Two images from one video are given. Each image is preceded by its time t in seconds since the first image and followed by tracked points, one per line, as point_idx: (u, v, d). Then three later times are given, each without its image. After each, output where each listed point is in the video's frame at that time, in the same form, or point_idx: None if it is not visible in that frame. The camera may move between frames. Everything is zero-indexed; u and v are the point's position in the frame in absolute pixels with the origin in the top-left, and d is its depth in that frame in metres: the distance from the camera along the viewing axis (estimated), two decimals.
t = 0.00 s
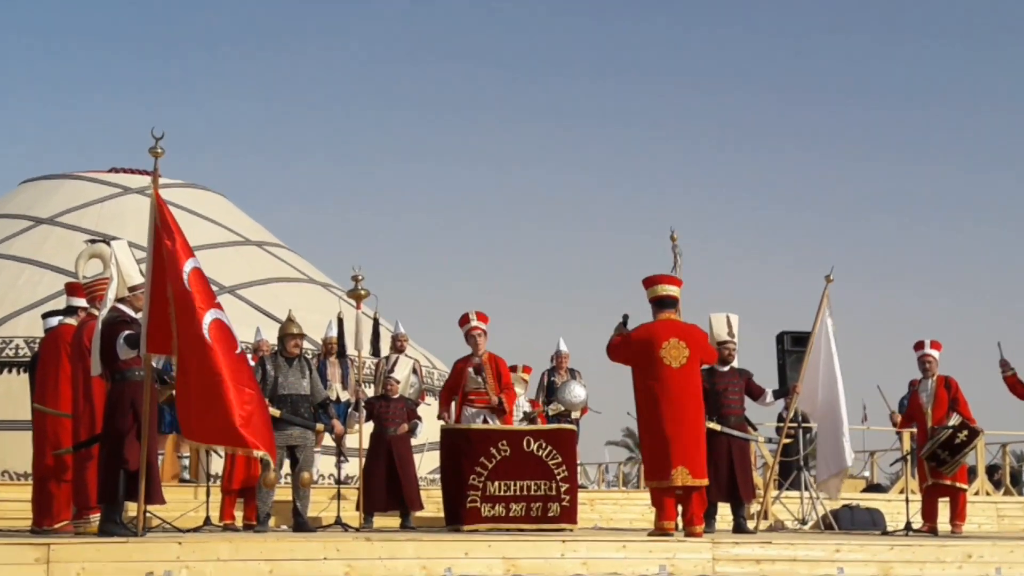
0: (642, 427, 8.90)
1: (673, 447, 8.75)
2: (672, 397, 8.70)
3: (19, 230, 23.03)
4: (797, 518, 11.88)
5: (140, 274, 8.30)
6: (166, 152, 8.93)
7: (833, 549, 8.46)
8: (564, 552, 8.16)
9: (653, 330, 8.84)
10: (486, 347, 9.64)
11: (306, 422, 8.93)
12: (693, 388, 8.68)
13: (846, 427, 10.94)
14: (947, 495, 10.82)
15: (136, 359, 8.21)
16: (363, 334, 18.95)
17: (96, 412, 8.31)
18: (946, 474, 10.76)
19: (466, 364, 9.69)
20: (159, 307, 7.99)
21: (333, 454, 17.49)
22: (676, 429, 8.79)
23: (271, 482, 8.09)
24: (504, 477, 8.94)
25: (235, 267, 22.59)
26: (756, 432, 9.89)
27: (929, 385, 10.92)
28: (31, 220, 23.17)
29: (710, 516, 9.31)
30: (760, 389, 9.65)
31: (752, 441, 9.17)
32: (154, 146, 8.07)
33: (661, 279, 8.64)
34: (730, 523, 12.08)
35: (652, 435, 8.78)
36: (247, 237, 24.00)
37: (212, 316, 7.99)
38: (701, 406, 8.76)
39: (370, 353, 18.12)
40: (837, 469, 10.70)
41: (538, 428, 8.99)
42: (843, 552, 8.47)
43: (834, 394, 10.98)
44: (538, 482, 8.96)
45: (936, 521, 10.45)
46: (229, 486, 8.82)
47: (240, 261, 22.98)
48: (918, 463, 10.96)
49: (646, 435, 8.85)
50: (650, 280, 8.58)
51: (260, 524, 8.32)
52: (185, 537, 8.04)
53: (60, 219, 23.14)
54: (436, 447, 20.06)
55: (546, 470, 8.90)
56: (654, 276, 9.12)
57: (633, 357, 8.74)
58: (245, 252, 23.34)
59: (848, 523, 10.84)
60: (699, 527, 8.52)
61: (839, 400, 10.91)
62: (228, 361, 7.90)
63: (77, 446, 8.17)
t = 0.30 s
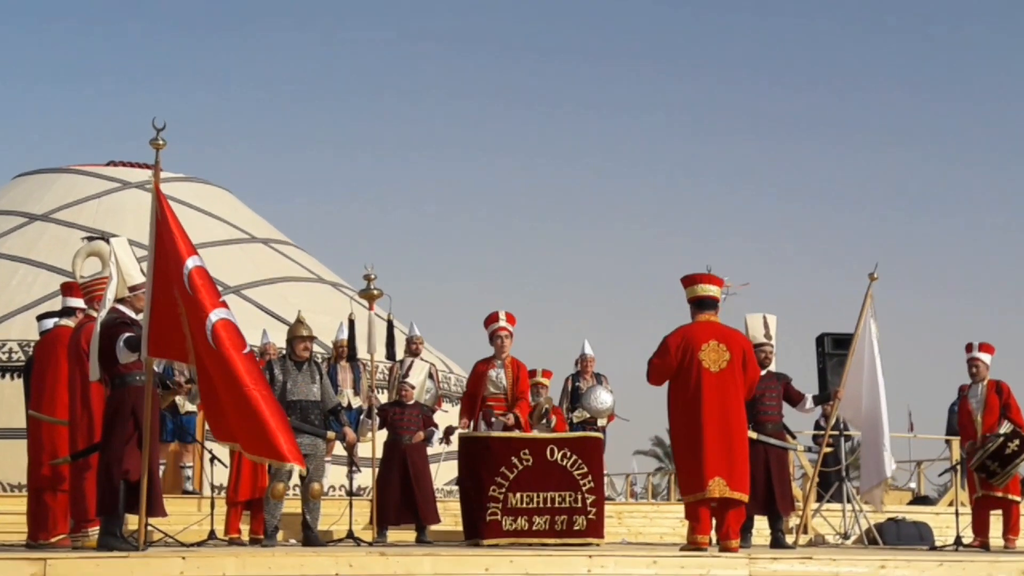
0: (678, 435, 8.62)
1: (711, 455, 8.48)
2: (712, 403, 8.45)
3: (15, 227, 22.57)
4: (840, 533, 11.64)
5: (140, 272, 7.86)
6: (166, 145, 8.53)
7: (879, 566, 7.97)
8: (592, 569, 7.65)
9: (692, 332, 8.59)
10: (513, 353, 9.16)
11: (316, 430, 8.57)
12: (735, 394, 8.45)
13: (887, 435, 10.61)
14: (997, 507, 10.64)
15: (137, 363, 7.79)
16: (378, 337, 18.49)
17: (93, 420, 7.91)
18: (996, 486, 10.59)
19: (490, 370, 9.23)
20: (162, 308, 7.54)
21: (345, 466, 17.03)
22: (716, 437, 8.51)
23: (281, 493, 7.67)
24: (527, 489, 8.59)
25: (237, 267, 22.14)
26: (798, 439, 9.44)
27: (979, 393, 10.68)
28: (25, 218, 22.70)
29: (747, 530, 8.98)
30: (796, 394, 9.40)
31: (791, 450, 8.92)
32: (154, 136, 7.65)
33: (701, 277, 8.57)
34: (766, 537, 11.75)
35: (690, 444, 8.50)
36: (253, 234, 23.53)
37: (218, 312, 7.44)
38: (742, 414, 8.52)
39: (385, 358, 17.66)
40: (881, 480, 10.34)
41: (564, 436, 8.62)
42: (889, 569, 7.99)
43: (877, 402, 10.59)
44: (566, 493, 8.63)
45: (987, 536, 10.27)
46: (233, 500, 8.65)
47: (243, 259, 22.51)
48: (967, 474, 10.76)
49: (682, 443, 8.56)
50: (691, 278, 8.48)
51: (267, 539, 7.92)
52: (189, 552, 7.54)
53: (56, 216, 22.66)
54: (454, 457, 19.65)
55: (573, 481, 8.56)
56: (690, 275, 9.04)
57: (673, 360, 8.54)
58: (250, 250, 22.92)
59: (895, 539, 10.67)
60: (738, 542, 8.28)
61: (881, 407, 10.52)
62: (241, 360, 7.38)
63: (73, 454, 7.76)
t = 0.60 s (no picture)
0: (719, 443, 8.41)
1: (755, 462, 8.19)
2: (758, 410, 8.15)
3: (9, 224, 22.21)
4: (882, 546, 11.21)
5: (143, 271, 7.47)
6: (171, 137, 8.16)
7: None
8: None
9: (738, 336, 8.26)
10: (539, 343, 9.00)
11: (328, 438, 8.24)
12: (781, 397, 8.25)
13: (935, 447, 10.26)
14: None
15: (139, 367, 7.40)
16: (392, 340, 18.08)
17: (93, 428, 7.55)
18: None
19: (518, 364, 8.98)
20: (169, 310, 7.15)
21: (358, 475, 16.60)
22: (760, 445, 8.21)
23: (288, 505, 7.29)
24: (550, 500, 8.42)
25: (243, 267, 21.68)
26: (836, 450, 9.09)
27: None
28: (22, 214, 22.35)
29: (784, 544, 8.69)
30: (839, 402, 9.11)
31: (830, 459, 8.65)
32: (160, 127, 7.27)
33: (747, 277, 8.53)
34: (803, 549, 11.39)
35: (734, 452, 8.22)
36: (262, 234, 23.13)
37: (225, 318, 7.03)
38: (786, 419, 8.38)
39: (398, 363, 17.25)
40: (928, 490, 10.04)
41: (586, 444, 8.47)
42: None
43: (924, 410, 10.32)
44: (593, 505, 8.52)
45: None
46: (238, 511, 8.35)
47: (249, 257, 22.09)
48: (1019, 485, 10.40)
49: (725, 450, 8.27)
50: (737, 277, 8.40)
51: (275, 551, 7.54)
52: (194, 567, 7.13)
53: (52, 213, 22.29)
54: (472, 467, 19.21)
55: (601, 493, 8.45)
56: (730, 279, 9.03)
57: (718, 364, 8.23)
58: (259, 250, 22.52)
59: (941, 553, 10.37)
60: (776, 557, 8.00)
61: (930, 416, 10.20)
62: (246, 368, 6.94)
63: (72, 464, 7.40)
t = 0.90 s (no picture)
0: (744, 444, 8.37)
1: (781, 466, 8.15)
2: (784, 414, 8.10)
3: (9, 222, 22.01)
4: (909, 554, 11.08)
5: (147, 271, 7.28)
6: (177, 132, 7.95)
7: None
8: None
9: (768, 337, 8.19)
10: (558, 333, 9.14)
11: (337, 442, 8.21)
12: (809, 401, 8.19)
13: (965, 451, 10.18)
14: None
15: (143, 369, 7.21)
16: (404, 341, 17.90)
17: (95, 431, 7.38)
18: None
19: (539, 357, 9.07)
20: (173, 312, 6.95)
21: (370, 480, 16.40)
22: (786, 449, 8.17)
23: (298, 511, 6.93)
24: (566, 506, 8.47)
25: (249, 266, 21.52)
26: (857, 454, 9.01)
27: None
28: (22, 212, 22.11)
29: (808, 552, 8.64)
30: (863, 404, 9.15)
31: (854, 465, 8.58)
32: (165, 122, 7.07)
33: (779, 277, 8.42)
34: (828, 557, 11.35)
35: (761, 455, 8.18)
36: (269, 231, 22.92)
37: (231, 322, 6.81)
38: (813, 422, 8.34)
39: (410, 364, 17.11)
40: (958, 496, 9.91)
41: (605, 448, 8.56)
42: None
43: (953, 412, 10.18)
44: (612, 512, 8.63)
45: None
46: (245, 515, 8.22)
47: (255, 255, 21.92)
48: None
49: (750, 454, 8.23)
50: (764, 277, 8.36)
51: (286, 558, 7.44)
52: None
53: (53, 210, 22.09)
54: (484, 471, 19.05)
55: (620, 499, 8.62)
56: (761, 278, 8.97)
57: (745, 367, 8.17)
58: (265, 248, 22.31)
59: (969, 560, 10.28)
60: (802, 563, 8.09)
61: (960, 418, 10.07)
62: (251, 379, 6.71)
63: (73, 470, 7.21)
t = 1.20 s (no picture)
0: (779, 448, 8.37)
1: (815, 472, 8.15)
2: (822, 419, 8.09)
3: None
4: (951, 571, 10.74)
5: (137, 269, 6.82)
6: (168, 120, 7.46)
7: None
8: None
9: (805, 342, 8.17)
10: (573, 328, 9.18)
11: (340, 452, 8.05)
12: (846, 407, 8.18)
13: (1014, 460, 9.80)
14: None
15: (132, 374, 6.76)
16: (411, 346, 17.56)
17: (80, 440, 6.96)
18: None
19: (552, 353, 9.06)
20: (162, 315, 6.50)
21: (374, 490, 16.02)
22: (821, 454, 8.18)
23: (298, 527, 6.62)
24: (583, 519, 8.63)
25: (247, 264, 21.10)
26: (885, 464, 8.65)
27: None
28: (6, 206, 21.63)
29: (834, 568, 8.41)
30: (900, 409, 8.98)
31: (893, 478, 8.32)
32: (156, 111, 6.61)
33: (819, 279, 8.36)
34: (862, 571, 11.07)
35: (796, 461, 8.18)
36: (266, 227, 22.48)
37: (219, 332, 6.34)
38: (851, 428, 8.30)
39: (417, 370, 16.83)
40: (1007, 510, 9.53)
41: (624, 461, 8.68)
42: None
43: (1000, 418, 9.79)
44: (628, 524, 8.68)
45: None
46: (240, 531, 7.83)
47: (253, 253, 21.50)
48: None
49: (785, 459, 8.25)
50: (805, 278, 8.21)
51: None
52: None
53: (39, 205, 21.60)
54: (495, 483, 18.84)
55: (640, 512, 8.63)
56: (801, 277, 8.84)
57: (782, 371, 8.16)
58: (261, 245, 21.86)
59: None
60: None
61: (1006, 424, 9.67)
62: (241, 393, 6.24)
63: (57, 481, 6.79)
